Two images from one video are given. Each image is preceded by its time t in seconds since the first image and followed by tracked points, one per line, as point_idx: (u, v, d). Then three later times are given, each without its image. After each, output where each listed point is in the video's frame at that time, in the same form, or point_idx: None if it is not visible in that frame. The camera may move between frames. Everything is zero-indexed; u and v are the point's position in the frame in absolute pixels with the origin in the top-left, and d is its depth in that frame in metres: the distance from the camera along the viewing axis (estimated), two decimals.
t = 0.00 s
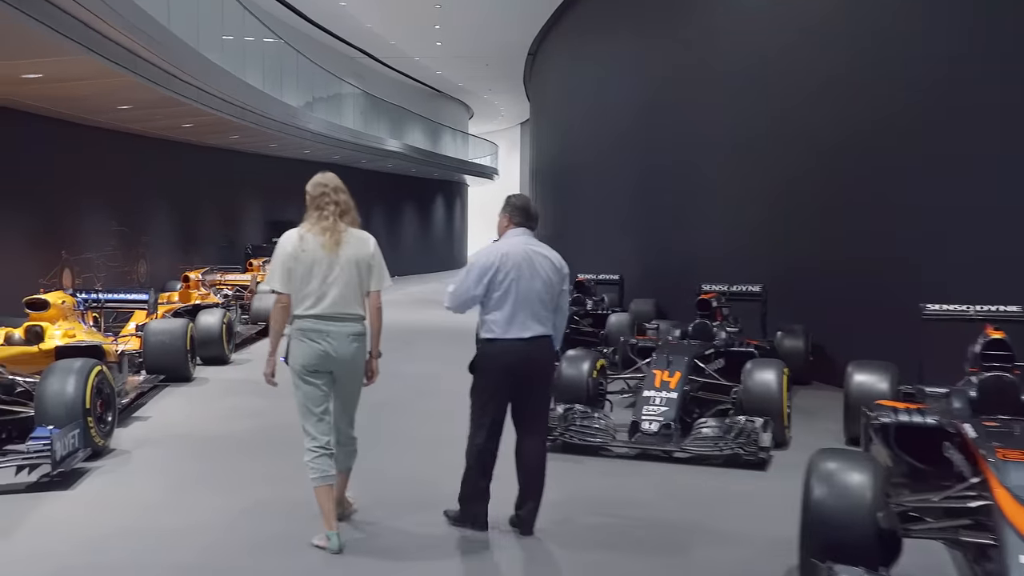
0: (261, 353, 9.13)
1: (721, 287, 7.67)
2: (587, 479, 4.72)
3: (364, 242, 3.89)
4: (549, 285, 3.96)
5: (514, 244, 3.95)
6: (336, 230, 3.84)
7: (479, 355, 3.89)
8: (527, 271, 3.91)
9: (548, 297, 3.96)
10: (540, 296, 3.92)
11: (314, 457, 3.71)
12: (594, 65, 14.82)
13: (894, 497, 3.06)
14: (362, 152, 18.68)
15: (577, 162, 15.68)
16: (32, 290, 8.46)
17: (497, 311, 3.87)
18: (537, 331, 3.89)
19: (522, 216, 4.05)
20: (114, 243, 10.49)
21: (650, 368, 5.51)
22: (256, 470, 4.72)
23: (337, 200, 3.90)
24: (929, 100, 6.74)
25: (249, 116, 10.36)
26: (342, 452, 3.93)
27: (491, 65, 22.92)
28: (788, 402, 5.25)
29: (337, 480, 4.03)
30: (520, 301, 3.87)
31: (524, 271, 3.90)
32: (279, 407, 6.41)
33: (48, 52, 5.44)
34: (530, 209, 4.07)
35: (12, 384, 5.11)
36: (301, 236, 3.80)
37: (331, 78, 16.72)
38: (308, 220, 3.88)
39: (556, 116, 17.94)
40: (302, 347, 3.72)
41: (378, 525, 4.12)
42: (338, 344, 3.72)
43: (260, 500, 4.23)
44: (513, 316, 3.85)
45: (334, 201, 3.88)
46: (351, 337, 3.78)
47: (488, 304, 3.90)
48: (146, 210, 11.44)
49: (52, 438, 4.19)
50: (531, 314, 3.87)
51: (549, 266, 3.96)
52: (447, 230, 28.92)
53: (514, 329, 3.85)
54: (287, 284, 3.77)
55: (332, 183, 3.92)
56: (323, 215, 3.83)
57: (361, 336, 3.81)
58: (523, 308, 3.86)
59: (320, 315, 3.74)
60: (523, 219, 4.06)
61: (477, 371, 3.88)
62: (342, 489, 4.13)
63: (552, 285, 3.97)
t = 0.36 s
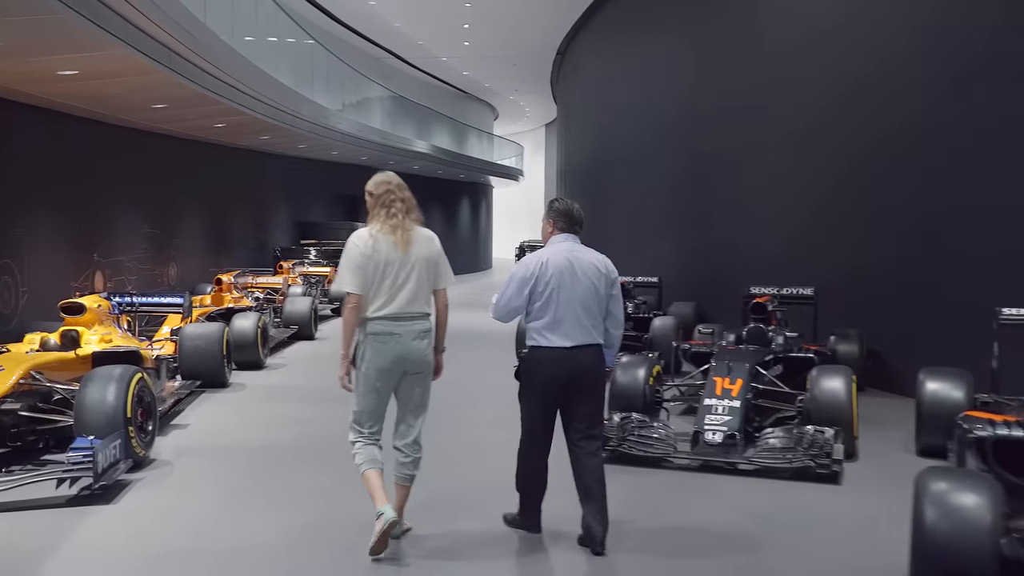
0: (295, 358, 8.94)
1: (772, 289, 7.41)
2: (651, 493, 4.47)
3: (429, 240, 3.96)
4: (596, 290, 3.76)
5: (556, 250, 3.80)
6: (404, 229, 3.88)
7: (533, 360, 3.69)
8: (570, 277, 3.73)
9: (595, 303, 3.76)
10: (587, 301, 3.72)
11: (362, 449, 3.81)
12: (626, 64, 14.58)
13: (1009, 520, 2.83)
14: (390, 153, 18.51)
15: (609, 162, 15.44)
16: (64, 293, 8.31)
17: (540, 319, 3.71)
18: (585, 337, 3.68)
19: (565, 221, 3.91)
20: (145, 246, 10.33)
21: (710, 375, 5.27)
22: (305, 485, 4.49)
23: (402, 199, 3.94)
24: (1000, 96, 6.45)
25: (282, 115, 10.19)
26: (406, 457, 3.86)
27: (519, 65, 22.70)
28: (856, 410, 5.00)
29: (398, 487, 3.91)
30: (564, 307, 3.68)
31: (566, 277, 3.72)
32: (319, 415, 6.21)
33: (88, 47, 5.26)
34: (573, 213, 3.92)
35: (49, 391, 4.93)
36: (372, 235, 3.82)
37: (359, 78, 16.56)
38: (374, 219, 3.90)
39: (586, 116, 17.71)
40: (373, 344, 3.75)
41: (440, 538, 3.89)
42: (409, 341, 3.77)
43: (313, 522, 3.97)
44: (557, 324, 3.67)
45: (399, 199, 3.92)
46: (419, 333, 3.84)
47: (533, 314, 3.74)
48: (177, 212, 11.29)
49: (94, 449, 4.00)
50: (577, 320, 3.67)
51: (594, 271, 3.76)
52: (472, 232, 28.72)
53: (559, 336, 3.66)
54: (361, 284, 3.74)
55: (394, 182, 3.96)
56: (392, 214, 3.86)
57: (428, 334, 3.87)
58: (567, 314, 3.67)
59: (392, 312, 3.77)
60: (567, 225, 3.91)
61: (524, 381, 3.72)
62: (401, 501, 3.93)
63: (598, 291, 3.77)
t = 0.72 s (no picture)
0: (320, 362, 8.75)
1: (814, 291, 7.18)
2: (702, 505, 4.26)
3: (478, 241, 3.82)
4: (621, 287, 3.64)
5: (581, 246, 3.72)
6: (451, 229, 3.77)
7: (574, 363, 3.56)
8: (592, 273, 3.64)
9: (620, 300, 3.63)
10: (609, 298, 3.60)
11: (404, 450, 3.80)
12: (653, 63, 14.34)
13: None
14: (411, 154, 18.32)
15: (634, 163, 15.20)
16: (85, 296, 8.14)
17: (562, 317, 3.63)
18: (607, 335, 3.57)
19: (593, 218, 3.81)
20: (167, 247, 10.16)
21: (762, 381, 5.05)
22: (342, 496, 4.30)
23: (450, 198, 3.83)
24: None
25: (306, 114, 10.01)
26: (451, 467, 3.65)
27: (539, 65, 22.48)
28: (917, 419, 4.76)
29: (446, 500, 3.69)
30: (585, 304, 3.60)
31: (587, 274, 3.64)
32: (350, 422, 6.02)
33: (115, 41, 5.09)
34: (602, 208, 3.81)
35: (74, 398, 4.75)
36: (418, 235, 3.72)
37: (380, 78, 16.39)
38: (421, 219, 3.80)
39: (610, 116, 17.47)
40: (416, 347, 3.64)
41: (483, 553, 3.69)
42: (452, 344, 3.65)
43: (349, 535, 3.80)
44: (578, 321, 3.58)
45: (448, 199, 3.81)
46: (464, 336, 3.70)
47: (557, 311, 3.67)
48: (198, 212, 11.13)
49: (124, 462, 3.81)
50: (598, 318, 3.57)
51: (618, 268, 3.65)
52: (490, 233, 28.51)
53: (579, 334, 3.58)
54: (407, 285, 3.64)
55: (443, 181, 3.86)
56: (439, 212, 3.76)
57: (474, 338, 3.72)
58: (587, 311, 3.58)
59: (436, 314, 3.65)
60: (596, 220, 3.81)
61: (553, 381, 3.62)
62: (449, 516, 3.68)
63: (623, 288, 3.64)
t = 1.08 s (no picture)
0: (338, 368, 8.55)
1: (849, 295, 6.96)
2: (749, 521, 4.03)
3: (504, 247, 3.61)
4: (666, 298, 3.37)
5: (623, 254, 3.43)
6: (475, 234, 3.57)
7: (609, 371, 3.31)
8: (637, 283, 3.35)
9: (665, 312, 3.36)
10: (655, 310, 3.33)
11: (435, 464, 3.63)
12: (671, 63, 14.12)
13: None
14: (424, 155, 18.13)
15: (652, 165, 14.98)
16: (98, 301, 7.94)
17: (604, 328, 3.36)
18: (652, 348, 3.30)
19: (635, 225, 3.52)
20: (180, 251, 9.98)
21: (806, 391, 4.83)
22: (370, 514, 4.09)
23: (478, 203, 3.63)
24: None
25: (321, 114, 9.82)
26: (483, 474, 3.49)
27: (553, 65, 22.28)
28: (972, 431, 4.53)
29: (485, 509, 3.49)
30: (629, 316, 3.33)
31: (631, 284, 3.35)
32: (374, 433, 5.81)
33: (131, 37, 4.89)
34: (643, 215, 3.53)
35: (89, 410, 4.55)
36: (440, 242, 3.56)
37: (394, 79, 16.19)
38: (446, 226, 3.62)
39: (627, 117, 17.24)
40: (433, 356, 3.50)
41: None
42: (468, 353, 3.48)
43: (381, 553, 3.58)
44: (620, 333, 3.31)
45: (473, 204, 3.61)
46: (484, 344, 3.52)
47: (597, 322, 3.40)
48: (212, 215, 10.94)
49: (143, 481, 3.61)
50: (644, 330, 3.30)
51: (663, 278, 3.36)
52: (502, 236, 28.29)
53: (617, 349, 3.31)
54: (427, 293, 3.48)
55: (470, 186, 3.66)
56: (462, 219, 3.57)
57: (496, 345, 3.54)
58: (631, 322, 3.31)
59: (454, 323, 3.49)
60: (637, 228, 3.52)
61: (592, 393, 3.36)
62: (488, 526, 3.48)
63: (668, 299, 3.37)
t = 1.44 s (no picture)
0: (358, 370, 8.35)
1: (888, 296, 6.73)
2: (806, 534, 3.84)
3: (536, 241, 3.59)
4: (731, 292, 3.40)
5: (691, 246, 3.42)
6: (506, 229, 3.57)
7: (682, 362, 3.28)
8: (708, 277, 3.35)
9: (728, 307, 3.39)
10: (722, 304, 3.36)
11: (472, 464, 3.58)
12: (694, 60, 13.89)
13: None
14: (439, 155, 17.93)
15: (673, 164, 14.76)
16: (114, 301, 7.76)
17: (672, 320, 3.34)
18: (719, 343, 3.33)
19: (698, 218, 3.59)
20: (196, 251, 9.80)
21: (859, 396, 4.62)
22: (407, 525, 3.89)
23: (508, 198, 3.63)
24: None
25: (341, 111, 9.63)
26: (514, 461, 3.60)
27: (567, 64, 22.06)
28: None
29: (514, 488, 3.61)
30: (700, 310, 3.33)
31: (702, 277, 3.35)
32: (400, 438, 5.60)
33: (155, 26, 4.71)
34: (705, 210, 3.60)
35: (110, 415, 4.36)
36: (471, 236, 3.57)
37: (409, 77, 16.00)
38: (478, 220, 3.63)
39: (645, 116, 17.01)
40: (465, 352, 3.49)
41: None
42: (501, 349, 3.46)
43: (423, 567, 3.39)
44: (691, 327, 3.31)
45: (504, 198, 3.62)
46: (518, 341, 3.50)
47: (663, 314, 3.36)
48: (227, 213, 10.75)
49: (172, 491, 3.41)
50: (713, 324, 3.32)
51: (731, 272, 3.39)
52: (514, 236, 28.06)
53: (687, 340, 3.30)
54: (453, 286, 3.54)
55: (502, 180, 3.66)
56: (493, 214, 3.58)
57: (530, 341, 3.51)
58: (700, 317, 3.32)
59: (486, 319, 3.49)
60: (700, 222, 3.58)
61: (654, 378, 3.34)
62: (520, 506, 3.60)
63: (732, 294, 3.40)
